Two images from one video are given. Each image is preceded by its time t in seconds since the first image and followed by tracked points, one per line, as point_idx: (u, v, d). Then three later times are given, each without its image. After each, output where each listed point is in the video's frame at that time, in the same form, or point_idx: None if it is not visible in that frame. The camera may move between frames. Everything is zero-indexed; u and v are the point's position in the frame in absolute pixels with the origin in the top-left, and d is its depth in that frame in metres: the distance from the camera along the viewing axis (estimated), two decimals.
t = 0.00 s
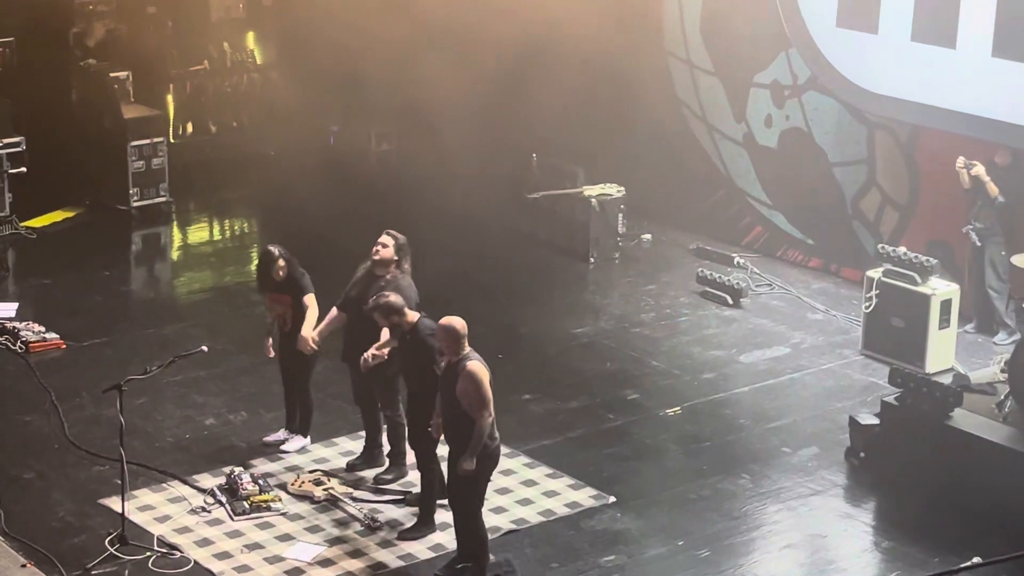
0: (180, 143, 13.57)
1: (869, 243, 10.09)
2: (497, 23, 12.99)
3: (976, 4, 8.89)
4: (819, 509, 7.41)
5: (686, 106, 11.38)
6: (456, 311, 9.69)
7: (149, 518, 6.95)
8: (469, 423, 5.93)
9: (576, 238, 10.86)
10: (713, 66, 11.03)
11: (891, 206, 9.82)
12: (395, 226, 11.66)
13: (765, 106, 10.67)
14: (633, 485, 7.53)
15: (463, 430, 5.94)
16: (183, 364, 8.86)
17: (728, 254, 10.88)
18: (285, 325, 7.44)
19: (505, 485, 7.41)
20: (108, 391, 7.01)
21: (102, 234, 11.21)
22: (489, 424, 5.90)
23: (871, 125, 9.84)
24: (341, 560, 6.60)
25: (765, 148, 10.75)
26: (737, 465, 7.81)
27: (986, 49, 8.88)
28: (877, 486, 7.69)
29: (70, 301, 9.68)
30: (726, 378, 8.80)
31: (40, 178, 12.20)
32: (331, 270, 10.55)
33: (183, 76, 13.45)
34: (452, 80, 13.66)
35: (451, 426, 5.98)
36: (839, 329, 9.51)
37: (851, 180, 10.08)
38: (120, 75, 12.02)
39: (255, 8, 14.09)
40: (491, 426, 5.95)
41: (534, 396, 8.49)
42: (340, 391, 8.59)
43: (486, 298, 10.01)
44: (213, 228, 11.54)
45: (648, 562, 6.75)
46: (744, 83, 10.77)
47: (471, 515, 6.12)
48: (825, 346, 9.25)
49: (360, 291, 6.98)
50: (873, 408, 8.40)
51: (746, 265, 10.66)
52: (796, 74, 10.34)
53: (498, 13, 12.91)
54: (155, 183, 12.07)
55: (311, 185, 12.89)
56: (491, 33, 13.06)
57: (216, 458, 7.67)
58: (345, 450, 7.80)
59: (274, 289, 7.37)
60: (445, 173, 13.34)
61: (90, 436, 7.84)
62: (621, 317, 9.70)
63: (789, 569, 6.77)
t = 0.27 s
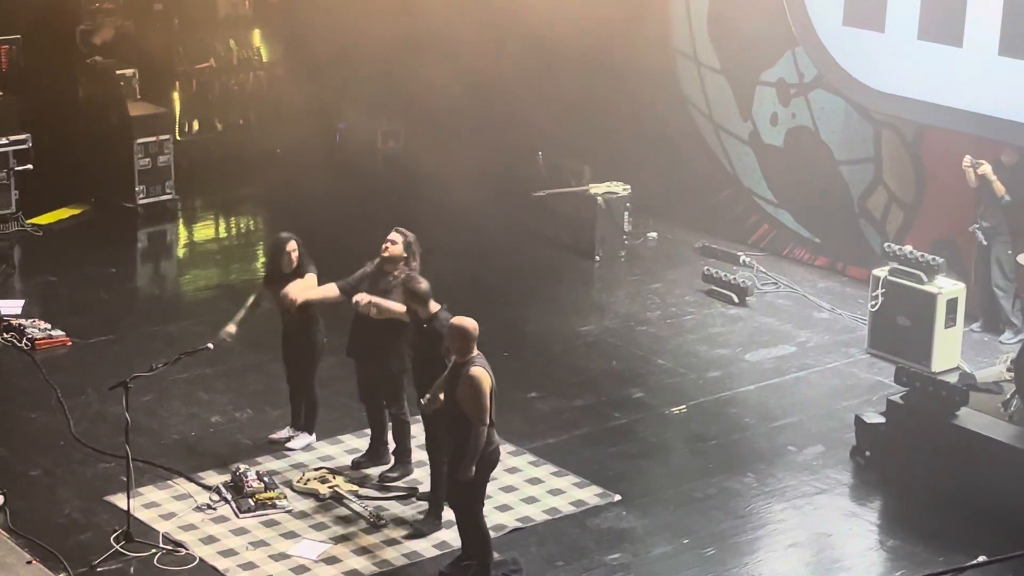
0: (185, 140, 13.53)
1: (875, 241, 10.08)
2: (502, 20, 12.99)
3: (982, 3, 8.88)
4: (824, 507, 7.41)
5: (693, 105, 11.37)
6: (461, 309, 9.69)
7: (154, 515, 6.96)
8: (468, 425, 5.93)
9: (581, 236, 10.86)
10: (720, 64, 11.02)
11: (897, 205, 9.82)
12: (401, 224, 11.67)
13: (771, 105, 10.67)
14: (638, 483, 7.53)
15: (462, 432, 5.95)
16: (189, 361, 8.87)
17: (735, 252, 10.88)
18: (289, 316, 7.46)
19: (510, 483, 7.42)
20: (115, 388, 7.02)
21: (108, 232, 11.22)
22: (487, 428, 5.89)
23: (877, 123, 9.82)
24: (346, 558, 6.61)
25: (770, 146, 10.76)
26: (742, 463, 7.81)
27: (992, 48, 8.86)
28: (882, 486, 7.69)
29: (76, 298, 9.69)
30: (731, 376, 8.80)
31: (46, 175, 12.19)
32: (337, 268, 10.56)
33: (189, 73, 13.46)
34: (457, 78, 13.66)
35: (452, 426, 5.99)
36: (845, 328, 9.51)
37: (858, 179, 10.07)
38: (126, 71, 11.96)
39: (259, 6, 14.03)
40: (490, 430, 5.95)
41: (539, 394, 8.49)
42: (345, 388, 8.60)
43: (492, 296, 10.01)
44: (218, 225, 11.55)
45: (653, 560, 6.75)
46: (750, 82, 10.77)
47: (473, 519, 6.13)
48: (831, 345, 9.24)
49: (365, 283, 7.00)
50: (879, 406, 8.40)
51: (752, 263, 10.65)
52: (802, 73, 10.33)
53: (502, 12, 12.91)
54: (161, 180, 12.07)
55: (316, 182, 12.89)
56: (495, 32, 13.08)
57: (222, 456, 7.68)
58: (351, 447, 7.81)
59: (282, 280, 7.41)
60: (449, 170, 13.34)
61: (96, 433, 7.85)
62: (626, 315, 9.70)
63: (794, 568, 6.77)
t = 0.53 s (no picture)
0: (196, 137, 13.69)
1: (883, 239, 10.07)
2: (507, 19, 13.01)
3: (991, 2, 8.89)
4: (831, 506, 7.40)
5: (701, 103, 11.36)
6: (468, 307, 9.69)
7: (162, 513, 6.97)
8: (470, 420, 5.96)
9: (588, 234, 10.85)
10: (728, 62, 11.01)
11: (904, 203, 9.81)
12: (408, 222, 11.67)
13: (778, 104, 10.67)
14: (645, 481, 7.53)
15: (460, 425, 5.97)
16: (196, 358, 8.87)
17: (742, 250, 10.86)
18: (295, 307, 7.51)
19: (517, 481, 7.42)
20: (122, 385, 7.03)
21: (115, 229, 11.23)
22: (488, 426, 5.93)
23: (885, 121, 9.81)
24: (353, 555, 6.61)
25: (777, 144, 10.77)
26: (749, 462, 7.81)
27: (1001, 46, 8.85)
28: (890, 484, 7.68)
29: (83, 295, 9.70)
30: (738, 375, 8.79)
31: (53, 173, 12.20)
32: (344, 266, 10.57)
33: (197, 70, 13.54)
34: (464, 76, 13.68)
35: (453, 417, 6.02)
36: (852, 327, 9.49)
37: (866, 177, 10.07)
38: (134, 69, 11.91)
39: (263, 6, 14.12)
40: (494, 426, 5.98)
41: (546, 392, 8.49)
42: (352, 386, 8.60)
43: (499, 294, 10.01)
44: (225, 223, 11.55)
45: (660, 559, 6.75)
46: (757, 80, 10.77)
47: (479, 514, 6.14)
48: (838, 343, 9.23)
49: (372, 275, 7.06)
50: (886, 405, 8.39)
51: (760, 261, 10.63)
52: (811, 72, 10.32)
53: (508, 9, 12.93)
54: (169, 178, 12.02)
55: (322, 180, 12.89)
56: (500, 32, 13.11)
57: (229, 453, 7.68)
58: (358, 444, 7.81)
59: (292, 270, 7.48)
60: (455, 168, 13.34)
61: (103, 430, 7.85)
62: (633, 314, 9.70)
63: (802, 566, 6.77)
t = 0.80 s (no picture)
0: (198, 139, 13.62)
1: (885, 239, 10.08)
2: (508, 23, 13.02)
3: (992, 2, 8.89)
4: (834, 506, 7.40)
5: (704, 103, 11.35)
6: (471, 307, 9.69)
7: (164, 513, 6.97)
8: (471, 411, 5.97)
9: (590, 234, 10.85)
10: (731, 62, 10.99)
11: (906, 204, 9.82)
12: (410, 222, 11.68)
13: (781, 104, 10.67)
14: (648, 481, 7.53)
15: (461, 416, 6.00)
16: (199, 358, 8.87)
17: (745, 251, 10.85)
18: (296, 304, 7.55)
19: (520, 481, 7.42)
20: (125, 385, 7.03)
21: (118, 228, 11.24)
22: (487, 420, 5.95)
23: (887, 122, 9.81)
24: (356, 555, 6.61)
25: (779, 144, 10.77)
26: (752, 462, 7.81)
27: (1003, 47, 8.86)
28: (893, 485, 7.69)
29: (86, 295, 9.70)
30: (741, 375, 8.79)
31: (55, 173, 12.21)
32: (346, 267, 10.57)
33: (199, 70, 13.40)
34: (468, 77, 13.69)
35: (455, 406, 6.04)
36: (855, 327, 9.49)
37: (869, 177, 10.07)
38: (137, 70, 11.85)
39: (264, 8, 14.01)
40: (494, 423, 5.97)
41: (549, 392, 8.49)
42: (355, 385, 8.60)
43: (502, 294, 10.01)
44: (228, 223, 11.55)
45: (662, 559, 6.75)
46: (758, 81, 10.78)
47: (480, 514, 6.12)
48: (841, 344, 9.23)
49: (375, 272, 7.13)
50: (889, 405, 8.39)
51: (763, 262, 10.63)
52: (814, 72, 10.32)
53: (511, 10, 12.96)
54: (171, 178, 11.98)
55: (324, 180, 12.90)
56: (503, 35, 13.13)
57: (232, 453, 7.69)
58: (361, 445, 7.81)
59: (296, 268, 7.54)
60: (459, 167, 13.36)
61: (105, 430, 7.86)
62: (636, 314, 9.70)
63: (805, 566, 6.77)
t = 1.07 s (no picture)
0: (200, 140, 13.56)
1: (886, 240, 10.08)
2: (510, 23, 13.05)
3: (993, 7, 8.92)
4: (836, 509, 7.40)
5: (704, 104, 11.32)
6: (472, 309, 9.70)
7: (165, 514, 6.97)
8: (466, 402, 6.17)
9: (592, 237, 10.85)
10: (733, 65, 10.98)
11: (907, 206, 9.82)
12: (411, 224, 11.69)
13: (781, 105, 10.66)
14: (649, 484, 7.52)
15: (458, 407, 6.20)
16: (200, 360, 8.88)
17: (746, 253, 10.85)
18: (298, 305, 7.55)
19: (522, 483, 7.42)
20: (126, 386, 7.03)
21: (119, 230, 11.23)
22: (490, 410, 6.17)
23: (889, 123, 9.81)
24: (357, 557, 6.61)
25: (782, 146, 10.72)
26: (754, 464, 7.80)
27: (1004, 49, 8.86)
28: (894, 488, 7.68)
29: (88, 297, 9.70)
30: (741, 376, 8.79)
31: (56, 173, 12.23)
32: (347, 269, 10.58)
33: (201, 72, 13.48)
34: (472, 78, 13.77)
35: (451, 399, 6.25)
36: (856, 329, 9.49)
37: (872, 178, 10.04)
38: (139, 70, 11.89)
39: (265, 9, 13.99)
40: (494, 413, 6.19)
41: (551, 394, 8.49)
42: (356, 387, 8.61)
43: (503, 296, 10.01)
44: (230, 225, 11.55)
45: (664, 561, 6.76)
46: (758, 83, 10.77)
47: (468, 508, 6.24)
48: (841, 345, 9.22)
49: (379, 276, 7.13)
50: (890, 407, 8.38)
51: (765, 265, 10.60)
52: (814, 73, 10.31)
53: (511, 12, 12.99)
54: (174, 179, 12.04)
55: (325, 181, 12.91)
56: (506, 35, 13.15)
57: (234, 455, 7.69)
58: (362, 446, 7.82)
59: (299, 267, 7.54)
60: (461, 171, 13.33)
61: (107, 432, 7.86)
62: (638, 316, 9.70)
63: (808, 568, 6.78)
